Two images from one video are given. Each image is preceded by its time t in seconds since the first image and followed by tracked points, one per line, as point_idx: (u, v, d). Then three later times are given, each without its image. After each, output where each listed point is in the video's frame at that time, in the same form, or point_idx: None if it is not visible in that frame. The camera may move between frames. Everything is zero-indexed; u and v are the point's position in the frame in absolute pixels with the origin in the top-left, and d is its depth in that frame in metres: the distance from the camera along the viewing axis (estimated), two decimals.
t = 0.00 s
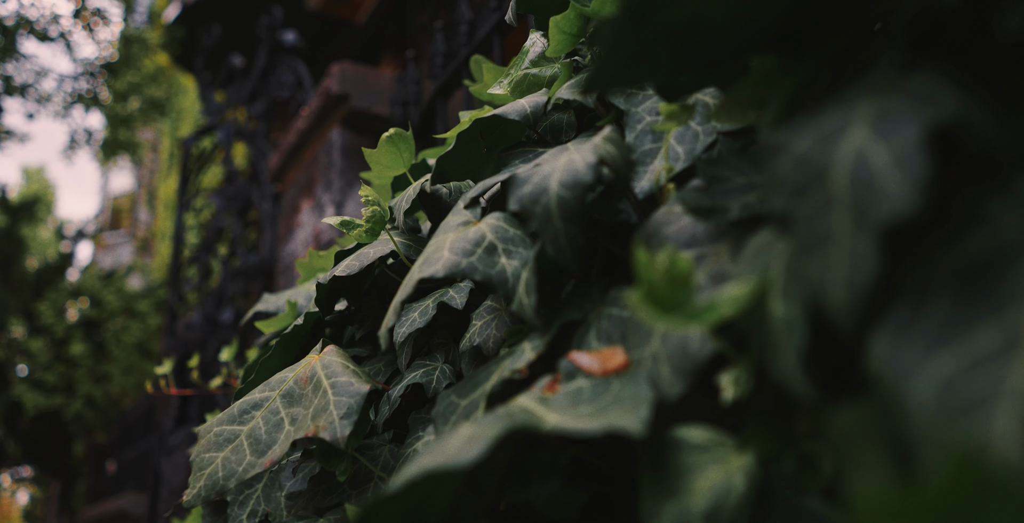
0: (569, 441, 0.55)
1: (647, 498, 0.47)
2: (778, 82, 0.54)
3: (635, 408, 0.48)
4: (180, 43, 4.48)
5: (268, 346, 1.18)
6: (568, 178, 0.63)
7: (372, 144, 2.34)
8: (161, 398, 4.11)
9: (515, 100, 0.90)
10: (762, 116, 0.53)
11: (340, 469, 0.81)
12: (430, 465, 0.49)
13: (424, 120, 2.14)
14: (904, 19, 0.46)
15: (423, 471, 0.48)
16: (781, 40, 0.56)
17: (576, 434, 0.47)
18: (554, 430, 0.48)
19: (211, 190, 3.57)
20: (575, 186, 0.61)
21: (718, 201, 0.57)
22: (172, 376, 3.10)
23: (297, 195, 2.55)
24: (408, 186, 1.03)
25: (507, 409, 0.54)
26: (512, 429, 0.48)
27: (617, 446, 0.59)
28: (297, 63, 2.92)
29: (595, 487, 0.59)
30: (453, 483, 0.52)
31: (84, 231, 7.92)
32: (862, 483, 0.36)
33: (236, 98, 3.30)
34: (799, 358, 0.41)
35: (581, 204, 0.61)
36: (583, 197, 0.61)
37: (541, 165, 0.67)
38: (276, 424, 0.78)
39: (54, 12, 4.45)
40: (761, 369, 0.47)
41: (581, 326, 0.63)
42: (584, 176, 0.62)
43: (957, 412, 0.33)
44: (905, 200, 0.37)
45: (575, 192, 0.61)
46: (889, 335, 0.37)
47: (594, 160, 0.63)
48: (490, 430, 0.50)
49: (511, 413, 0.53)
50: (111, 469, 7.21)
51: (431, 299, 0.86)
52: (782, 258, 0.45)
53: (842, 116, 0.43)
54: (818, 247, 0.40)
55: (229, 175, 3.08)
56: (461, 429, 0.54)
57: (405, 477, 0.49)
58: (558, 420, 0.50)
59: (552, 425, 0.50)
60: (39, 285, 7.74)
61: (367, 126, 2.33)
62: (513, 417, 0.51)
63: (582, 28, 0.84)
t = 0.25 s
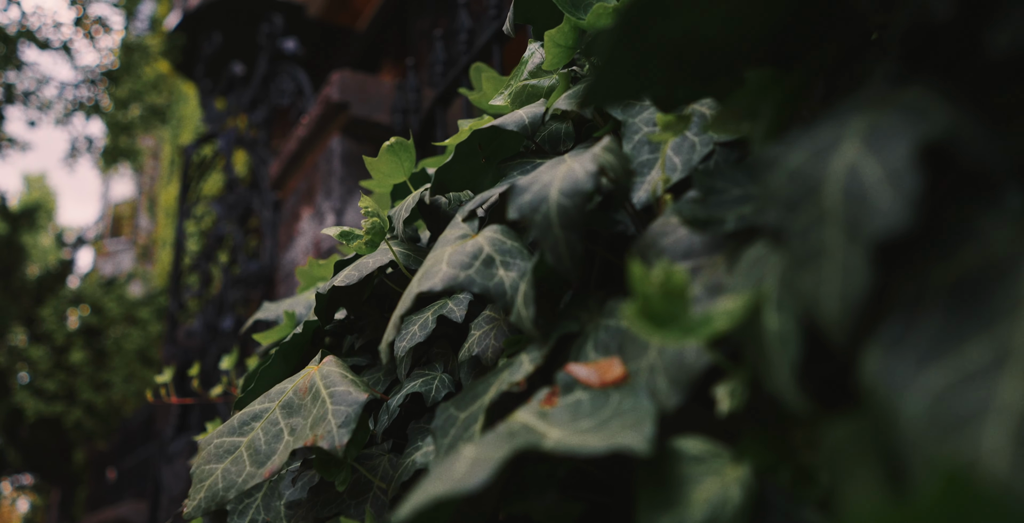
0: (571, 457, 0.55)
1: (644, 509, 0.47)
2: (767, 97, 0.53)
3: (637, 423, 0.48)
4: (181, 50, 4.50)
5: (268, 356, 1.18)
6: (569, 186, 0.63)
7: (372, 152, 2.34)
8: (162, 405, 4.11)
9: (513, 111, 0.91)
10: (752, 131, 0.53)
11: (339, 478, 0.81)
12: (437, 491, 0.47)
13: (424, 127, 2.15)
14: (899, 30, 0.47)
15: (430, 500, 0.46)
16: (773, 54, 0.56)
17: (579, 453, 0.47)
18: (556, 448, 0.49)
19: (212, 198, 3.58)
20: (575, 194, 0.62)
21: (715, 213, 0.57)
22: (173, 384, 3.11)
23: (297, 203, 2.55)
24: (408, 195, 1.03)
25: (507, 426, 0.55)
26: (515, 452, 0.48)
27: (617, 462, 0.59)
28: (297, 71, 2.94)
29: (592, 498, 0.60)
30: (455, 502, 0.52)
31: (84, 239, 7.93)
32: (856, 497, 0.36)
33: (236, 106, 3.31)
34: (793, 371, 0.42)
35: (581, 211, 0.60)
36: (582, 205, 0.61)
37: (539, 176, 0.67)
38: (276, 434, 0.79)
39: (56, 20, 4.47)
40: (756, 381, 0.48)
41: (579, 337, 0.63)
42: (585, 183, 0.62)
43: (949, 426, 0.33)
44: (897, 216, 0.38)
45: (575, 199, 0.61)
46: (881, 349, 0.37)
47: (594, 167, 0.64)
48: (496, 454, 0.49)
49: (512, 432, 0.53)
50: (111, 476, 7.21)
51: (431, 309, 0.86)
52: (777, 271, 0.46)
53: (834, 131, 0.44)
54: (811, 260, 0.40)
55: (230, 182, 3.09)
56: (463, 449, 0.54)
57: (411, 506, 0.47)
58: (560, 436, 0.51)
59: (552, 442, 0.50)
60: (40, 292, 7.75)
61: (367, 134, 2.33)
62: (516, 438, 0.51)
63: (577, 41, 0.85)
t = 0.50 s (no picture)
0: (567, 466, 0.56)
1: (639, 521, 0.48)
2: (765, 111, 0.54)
3: (629, 433, 0.48)
4: (182, 58, 4.51)
5: (268, 364, 1.18)
6: (563, 202, 0.63)
7: (372, 160, 2.35)
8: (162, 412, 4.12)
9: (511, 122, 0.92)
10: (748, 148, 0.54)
11: (338, 488, 0.81)
12: (424, 494, 0.49)
13: (424, 135, 2.16)
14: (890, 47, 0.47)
15: (417, 501, 0.48)
16: (769, 70, 0.57)
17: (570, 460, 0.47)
18: (549, 455, 0.49)
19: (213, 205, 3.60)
20: (569, 211, 0.62)
21: (710, 225, 0.58)
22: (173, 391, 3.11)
23: (298, 211, 2.56)
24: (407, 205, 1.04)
25: (503, 433, 0.55)
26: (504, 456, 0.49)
27: (612, 472, 0.59)
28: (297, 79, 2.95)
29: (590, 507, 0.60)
30: (449, 508, 0.53)
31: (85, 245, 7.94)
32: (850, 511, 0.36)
33: (237, 114, 3.33)
34: (786, 383, 0.42)
35: (576, 228, 0.61)
36: (577, 221, 0.62)
37: (536, 191, 0.68)
38: (274, 442, 0.79)
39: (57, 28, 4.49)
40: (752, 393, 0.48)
41: (577, 348, 0.63)
42: (579, 200, 0.63)
43: (940, 441, 0.33)
44: (889, 232, 0.38)
45: (569, 216, 0.62)
46: (874, 364, 0.37)
47: (589, 183, 0.64)
48: (487, 458, 0.50)
49: (507, 439, 0.54)
50: (111, 483, 7.21)
51: (429, 319, 0.87)
52: (770, 285, 0.46)
53: (828, 147, 0.44)
54: (805, 275, 0.41)
55: (230, 190, 3.10)
56: (458, 455, 0.54)
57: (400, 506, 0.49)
58: (554, 444, 0.51)
59: (546, 449, 0.50)
60: (41, 299, 7.76)
61: (367, 141, 2.34)
62: (510, 444, 0.52)
63: (574, 52, 0.86)
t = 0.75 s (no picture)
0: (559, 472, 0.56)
1: None
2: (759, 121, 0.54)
3: (613, 440, 0.50)
4: (182, 66, 4.53)
5: (268, 373, 1.19)
6: (562, 211, 0.64)
7: (372, 168, 2.36)
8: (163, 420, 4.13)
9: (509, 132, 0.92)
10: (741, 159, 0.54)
11: (337, 498, 0.80)
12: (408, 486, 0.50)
13: (423, 143, 2.16)
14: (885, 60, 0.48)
15: (400, 492, 0.49)
16: (765, 83, 0.58)
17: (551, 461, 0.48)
18: (535, 457, 0.49)
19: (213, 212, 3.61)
20: (569, 219, 0.63)
21: (706, 237, 0.58)
22: (174, 398, 3.11)
23: (298, 218, 2.57)
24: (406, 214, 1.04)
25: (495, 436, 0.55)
26: (489, 454, 0.49)
27: (607, 478, 0.60)
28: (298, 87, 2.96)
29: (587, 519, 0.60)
30: (440, 504, 0.53)
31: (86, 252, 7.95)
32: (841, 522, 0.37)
33: (237, 122, 3.34)
34: (780, 395, 0.42)
35: (575, 236, 0.62)
36: (576, 230, 0.62)
37: (534, 200, 0.68)
38: (272, 451, 0.80)
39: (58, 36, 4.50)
40: (746, 404, 0.48)
41: (574, 358, 0.64)
42: (578, 208, 0.63)
43: (930, 455, 0.34)
44: (879, 247, 0.39)
45: (568, 224, 0.62)
46: (866, 377, 0.38)
47: (588, 193, 0.65)
48: (470, 455, 0.50)
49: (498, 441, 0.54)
50: (111, 491, 7.20)
51: (427, 327, 0.87)
52: (765, 298, 0.47)
53: (821, 161, 0.45)
54: (798, 288, 0.41)
55: (231, 197, 3.16)
56: (447, 454, 0.55)
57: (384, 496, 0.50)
58: (544, 448, 0.51)
59: (536, 452, 0.51)
60: (42, 306, 7.76)
61: (367, 149, 2.35)
62: (500, 444, 0.52)
63: (571, 63, 0.87)
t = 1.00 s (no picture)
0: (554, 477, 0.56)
1: None
2: (752, 134, 0.56)
3: (604, 440, 0.51)
4: (183, 73, 4.54)
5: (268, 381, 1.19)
6: (558, 222, 0.64)
7: (372, 175, 2.36)
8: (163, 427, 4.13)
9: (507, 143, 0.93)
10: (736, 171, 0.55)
11: (335, 506, 0.80)
12: (402, 485, 0.50)
13: (423, 151, 2.17)
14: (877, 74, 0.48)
15: (393, 491, 0.49)
16: (760, 93, 0.58)
17: (542, 461, 0.50)
18: (532, 459, 0.51)
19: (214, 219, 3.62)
20: (565, 229, 0.63)
21: (703, 247, 0.58)
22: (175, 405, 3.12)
23: (298, 225, 2.57)
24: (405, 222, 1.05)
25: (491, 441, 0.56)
26: (482, 456, 0.49)
27: (605, 485, 0.61)
28: (297, 93, 2.97)
29: None
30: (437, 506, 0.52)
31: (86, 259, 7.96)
32: None
33: (237, 129, 3.34)
34: (774, 407, 0.43)
35: (571, 247, 0.62)
36: (572, 240, 0.62)
37: (531, 211, 0.69)
38: (271, 458, 0.80)
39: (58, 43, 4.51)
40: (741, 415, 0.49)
41: (571, 367, 0.64)
42: (574, 219, 0.64)
43: (922, 468, 0.34)
44: (870, 262, 0.39)
45: (564, 235, 0.63)
46: (859, 389, 0.38)
47: (583, 204, 0.65)
48: (462, 455, 0.51)
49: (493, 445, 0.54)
50: (112, 498, 7.20)
51: (427, 335, 0.87)
52: (759, 308, 0.47)
53: (813, 175, 0.45)
54: (792, 301, 0.42)
55: (231, 204, 3.16)
56: (437, 456, 0.55)
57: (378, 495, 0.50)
58: (538, 453, 0.52)
59: (532, 456, 0.51)
60: (43, 313, 7.77)
61: (367, 156, 2.36)
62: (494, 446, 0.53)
63: (570, 73, 0.87)
